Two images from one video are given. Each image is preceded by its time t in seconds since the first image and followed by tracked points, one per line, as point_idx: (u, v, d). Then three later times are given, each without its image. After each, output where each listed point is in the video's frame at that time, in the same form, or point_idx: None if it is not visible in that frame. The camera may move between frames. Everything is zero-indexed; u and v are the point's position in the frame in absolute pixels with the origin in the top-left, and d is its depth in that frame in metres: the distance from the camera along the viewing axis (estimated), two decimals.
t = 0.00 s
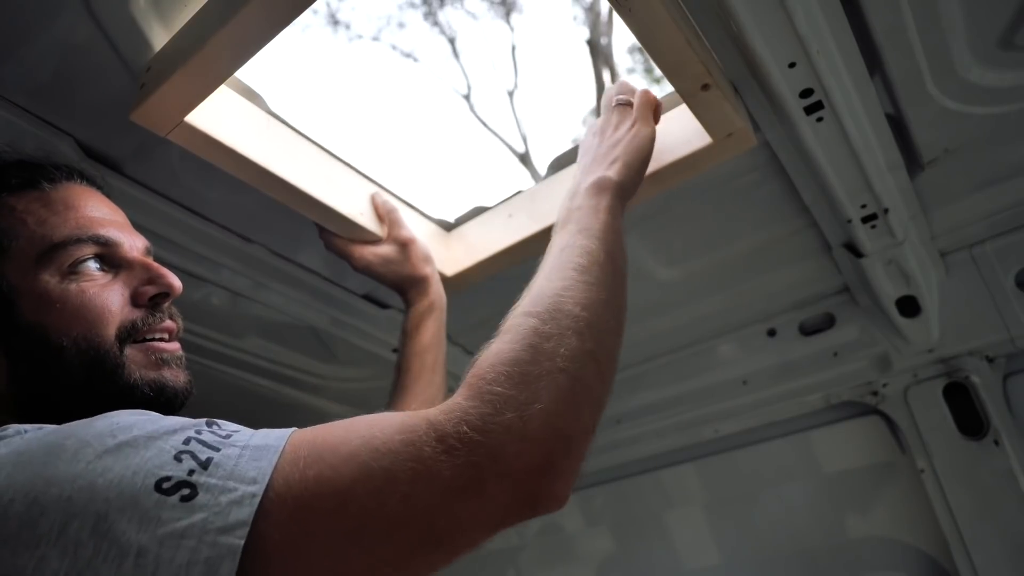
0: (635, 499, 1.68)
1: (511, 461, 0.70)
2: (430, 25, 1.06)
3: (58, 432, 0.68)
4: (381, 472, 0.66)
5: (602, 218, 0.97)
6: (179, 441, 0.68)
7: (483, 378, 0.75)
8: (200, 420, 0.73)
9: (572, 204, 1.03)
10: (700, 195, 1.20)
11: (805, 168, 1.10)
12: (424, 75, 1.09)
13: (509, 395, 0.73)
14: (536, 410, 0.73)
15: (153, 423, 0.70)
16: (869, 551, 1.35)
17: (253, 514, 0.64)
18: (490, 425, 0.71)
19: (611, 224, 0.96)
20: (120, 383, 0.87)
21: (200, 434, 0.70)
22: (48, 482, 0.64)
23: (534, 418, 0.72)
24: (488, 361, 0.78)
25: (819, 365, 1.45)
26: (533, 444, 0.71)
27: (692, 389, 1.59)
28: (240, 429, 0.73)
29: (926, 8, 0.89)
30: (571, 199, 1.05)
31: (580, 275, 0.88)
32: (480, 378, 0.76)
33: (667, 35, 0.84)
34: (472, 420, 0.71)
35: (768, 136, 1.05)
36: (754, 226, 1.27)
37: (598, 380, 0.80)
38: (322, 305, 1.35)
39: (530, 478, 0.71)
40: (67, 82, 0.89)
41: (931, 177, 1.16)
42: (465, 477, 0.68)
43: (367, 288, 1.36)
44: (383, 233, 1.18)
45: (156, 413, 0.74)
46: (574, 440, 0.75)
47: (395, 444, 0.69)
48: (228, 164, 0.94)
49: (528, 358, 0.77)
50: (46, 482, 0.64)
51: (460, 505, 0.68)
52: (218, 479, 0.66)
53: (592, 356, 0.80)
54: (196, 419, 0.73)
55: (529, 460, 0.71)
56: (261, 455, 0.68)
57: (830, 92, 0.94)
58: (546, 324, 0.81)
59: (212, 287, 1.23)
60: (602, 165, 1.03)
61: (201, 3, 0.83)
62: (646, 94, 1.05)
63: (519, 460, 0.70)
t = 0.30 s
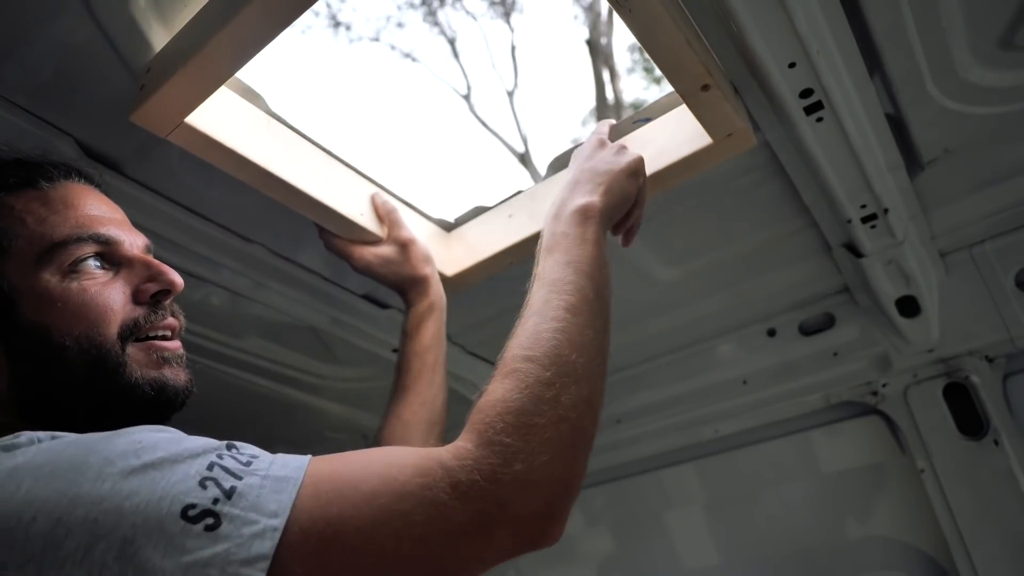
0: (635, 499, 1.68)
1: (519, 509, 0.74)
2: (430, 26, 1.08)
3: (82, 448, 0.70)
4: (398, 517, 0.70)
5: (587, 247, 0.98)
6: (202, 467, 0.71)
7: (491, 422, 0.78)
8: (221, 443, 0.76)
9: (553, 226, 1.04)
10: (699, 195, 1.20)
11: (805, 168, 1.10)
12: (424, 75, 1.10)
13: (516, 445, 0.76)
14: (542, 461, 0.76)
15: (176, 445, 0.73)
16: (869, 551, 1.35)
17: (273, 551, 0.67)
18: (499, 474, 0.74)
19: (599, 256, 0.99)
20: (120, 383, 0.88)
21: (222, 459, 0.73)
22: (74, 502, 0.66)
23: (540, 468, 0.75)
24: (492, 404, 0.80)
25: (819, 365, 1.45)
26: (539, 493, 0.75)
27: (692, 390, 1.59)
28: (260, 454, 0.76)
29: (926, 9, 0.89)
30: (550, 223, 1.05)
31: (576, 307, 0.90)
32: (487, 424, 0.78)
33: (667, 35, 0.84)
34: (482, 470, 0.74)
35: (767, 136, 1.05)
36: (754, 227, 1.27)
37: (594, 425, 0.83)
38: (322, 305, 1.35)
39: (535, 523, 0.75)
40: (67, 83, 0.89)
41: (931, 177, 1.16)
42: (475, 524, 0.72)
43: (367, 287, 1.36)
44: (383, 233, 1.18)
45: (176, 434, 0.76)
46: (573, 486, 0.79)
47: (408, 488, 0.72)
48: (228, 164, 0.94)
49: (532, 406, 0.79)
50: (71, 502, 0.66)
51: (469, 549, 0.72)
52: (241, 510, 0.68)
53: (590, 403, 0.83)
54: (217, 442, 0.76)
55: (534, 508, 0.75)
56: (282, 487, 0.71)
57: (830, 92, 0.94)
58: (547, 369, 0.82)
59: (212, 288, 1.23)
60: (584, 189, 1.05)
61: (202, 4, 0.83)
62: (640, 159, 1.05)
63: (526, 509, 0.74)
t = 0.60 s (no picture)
0: (636, 499, 1.68)
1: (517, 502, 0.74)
2: (430, 25, 1.07)
3: (84, 455, 0.70)
4: (401, 510, 0.70)
5: (588, 240, 0.98)
6: (206, 469, 0.71)
7: (492, 416, 0.78)
8: (223, 445, 0.75)
9: (553, 218, 1.03)
10: (699, 196, 1.20)
11: (805, 167, 1.10)
12: (424, 75, 1.10)
13: (515, 440, 0.76)
14: (540, 456, 0.76)
15: (179, 449, 0.73)
16: (869, 551, 1.35)
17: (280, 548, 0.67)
18: (499, 468, 0.74)
19: (596, 247, 0.98)
20: (123, 380, 0.88)
21: (224, 461, 0.73)
22: (81, 509, 0.66)
23: (538, 463, 0.76)
24: (492, 398, 0.79)
25: (819, 365, 1.45)
26: (536, 486, 0.75)
27: (692, 390, 1.59)
28: (264, 455, 0.75)
29: (926, 9, 0.89)
30: (551, 215, 1.05)
31: (576, 302, 0.89)
32: (488, 419, 0.78)
33: (667, 35, 0.84)
34: (482, 464, 0.74)
35: (767, 136, 1.05)
36: (754, 227, 1.27)
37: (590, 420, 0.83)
38: (322, 304, 1.35)
39: (531, 515, 0.76)
40: (67, 82, 0.89)
41: (931, 177, 1.16)
42: (474, 516, 0.72)
43: (367, 287, 1.36)
44: (383, 233, 1.18)
45: (178, 437, 0.76)
46: (568, 479, 0.79)
47: (410, 482, 0.72)
48: (228, 164, 0.94)
49: (531, 401, 0.79)
50: (77, 509, 0.66)
51: (468, 540, 0.72)
52: (247, 510, 0.68)
53: (587, 398, 0.83)
54: (219, 444, 0.76)
55: (531, 501, 0.75)
56: (286, 486, 0.71)
57: (830, 92, 0.94)
58: (547, 365, 0.82)
59: (212, 288, 1.23)
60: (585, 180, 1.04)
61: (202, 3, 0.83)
62: (636, 142, 1.05)
63: (523, 502, 0.74)
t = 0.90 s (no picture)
0: (636, 499, 1.68)
1: (523, 506, 0.74)
2: (430, 25, 1.07)
3: (91, 461, 0.70)
4: (408, 515, 0.70)
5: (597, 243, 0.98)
6: (213, 476, 0.71)
7: (498, 421, 0.78)
8: (229, 450, 0.75)
9: (561, 220, 1.03)
10: (699, 196, 1.20)
11: (805, 168, 1.10)
12: (423, 75, 1.10)
13: (522, 444, 0.76)
14: (546, 460, 0.76)
15: (186, 455, 0.73)
16: (869, 551, 1.35)
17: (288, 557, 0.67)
18: (505, 473, 0.74)
19: (605, 253, 0.98)
20: (128, 380, 0.88)
21: (232, 467, 0.73)
22: (89, 517, 0.66)
23: (544, 468, 0.76)
24: (498, 403, 0.80)
25: (819, 365, 1.45)
26: (542, 491, 0.75)
27: (692, 390, 1.59)
28: (270, 461, 0.75)
29: (926, 9, 0.89)
30: (557, 217, 1.05)
31: (583, 305, 0.89)
32: (494, 423, 0.78)
33: (667, 36, 0.84)
34: (489, 468, 0.74)
35: (768, 136, 1.05)
36: (754, 227, 1.27)
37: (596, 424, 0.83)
38: (322, 304, 1.35)
39: (536, 519, 0.76)
40: (67, 82, 0.89)
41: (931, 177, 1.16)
42: (480, 520, 0.72)
43: (367, 287, 1.36)
44: (383, 234, 1.18)
45: (185, 442, 0.76)
46: (573, 483, 0.79)
47: (418, 488, 0.72)
48: (228, 165, 0.94)
49: (537, 406, 0.78)
50: (85, 516, 0.66)
51: (474, 543, 0.72)
52: (254, 517, 0.68)
53: (592, 402, 0.83)
54: (225, 449, 0.76)
55: (537, 505, 0.75)
56: (293, 492, 0.71)
57: (830, 92, 0.94)
58: (554, 369, 0.82)
59: (212, 288, 1.23)
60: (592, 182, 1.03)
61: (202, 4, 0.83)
62: (642, 145, 1.04)
63: (529, 506, 0.74)
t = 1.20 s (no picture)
0: (635, 499, 1.68)
1: (532, 506, 0.74)
2: (430, 25, 1.09)
3: (103, 461, 0.70)
4: (418, 514, 0.70)
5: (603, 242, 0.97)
6: (225, 476, 0.71)
7: (507, 420, 0.78)
8: (239, 450, 0.76)
9: (567, 217, 1.03)
10: (700, 196, 1.20)
11: (805, 168, 1.10)
12: (424, 74, 1.11)
13: (530, 444, 0.76)
14: (555, 460, 0.76)
15: (197, 455, 0.73)
16: (869, 551, 1.35)
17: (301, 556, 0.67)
18: (514, 472, 0.74)
19: (610, 252, 0.97)
20: (145, 376, 0.89)
21: (243, 467, 0.73)
22: (102, 517, 0.66)
23: (553, 468, 0.76)
24: (507, 402, 0.80)
25: (819, 365, 1.45)
26: (551, 491, 0.75)
27: (692, 390, 1.59)
28: (281, 460, 0.75)
29: (926, 9, 0.89)
30: (562, 216, 1.05)
31: (589, 304, 0.89)
32: (503, 422, 0.78)
33: (667, 36, 0.84)
34: (498, 467, 0.74)
35: (768, 136, 1.05)
36: (754, 227, 1.27)
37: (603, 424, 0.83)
38: (322, 304, 1.35)
39: (544, 519, 0.76)
40: (67, 82, 0.89)
41: (931, 177, 1.16)
42: (489, 520, 0.72)
43: (367, 287, 1.36)
44: (383, 234, 1.18)
45: (195, 442, 0.76)
46: (580, 484, 0.79)
47: (428, 487, 0.72)
48: (228, 166, 0.94)
49: (545, 406, 0.79)
50: (99, 516, 0.66)
51: (483, 543, 0.72)
52: (267, 515, 0.68)
53: (600, 402, 0.83)
54: (235, 449, 0.76)
55: (546, 505, 0.75)
56: (304, 491, 0.71)
57: (830, 92, 0.94)
58: (562, 369, 0.82)
59: (212, 288, 1.23)
60: (599, 178, 1.03)
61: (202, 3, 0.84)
62: (644, 143, 1.05)
63: (537, 505, 0.75)
